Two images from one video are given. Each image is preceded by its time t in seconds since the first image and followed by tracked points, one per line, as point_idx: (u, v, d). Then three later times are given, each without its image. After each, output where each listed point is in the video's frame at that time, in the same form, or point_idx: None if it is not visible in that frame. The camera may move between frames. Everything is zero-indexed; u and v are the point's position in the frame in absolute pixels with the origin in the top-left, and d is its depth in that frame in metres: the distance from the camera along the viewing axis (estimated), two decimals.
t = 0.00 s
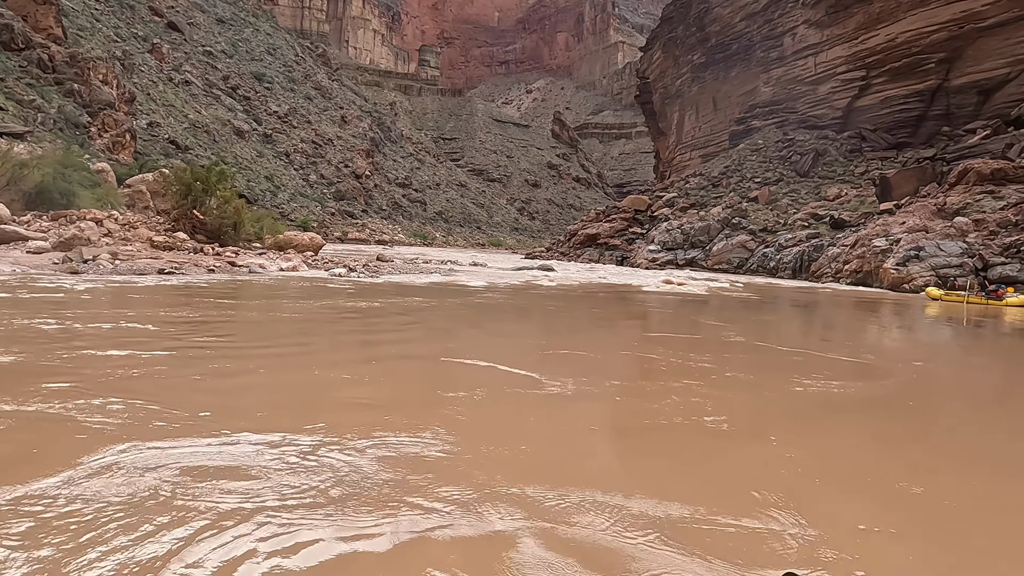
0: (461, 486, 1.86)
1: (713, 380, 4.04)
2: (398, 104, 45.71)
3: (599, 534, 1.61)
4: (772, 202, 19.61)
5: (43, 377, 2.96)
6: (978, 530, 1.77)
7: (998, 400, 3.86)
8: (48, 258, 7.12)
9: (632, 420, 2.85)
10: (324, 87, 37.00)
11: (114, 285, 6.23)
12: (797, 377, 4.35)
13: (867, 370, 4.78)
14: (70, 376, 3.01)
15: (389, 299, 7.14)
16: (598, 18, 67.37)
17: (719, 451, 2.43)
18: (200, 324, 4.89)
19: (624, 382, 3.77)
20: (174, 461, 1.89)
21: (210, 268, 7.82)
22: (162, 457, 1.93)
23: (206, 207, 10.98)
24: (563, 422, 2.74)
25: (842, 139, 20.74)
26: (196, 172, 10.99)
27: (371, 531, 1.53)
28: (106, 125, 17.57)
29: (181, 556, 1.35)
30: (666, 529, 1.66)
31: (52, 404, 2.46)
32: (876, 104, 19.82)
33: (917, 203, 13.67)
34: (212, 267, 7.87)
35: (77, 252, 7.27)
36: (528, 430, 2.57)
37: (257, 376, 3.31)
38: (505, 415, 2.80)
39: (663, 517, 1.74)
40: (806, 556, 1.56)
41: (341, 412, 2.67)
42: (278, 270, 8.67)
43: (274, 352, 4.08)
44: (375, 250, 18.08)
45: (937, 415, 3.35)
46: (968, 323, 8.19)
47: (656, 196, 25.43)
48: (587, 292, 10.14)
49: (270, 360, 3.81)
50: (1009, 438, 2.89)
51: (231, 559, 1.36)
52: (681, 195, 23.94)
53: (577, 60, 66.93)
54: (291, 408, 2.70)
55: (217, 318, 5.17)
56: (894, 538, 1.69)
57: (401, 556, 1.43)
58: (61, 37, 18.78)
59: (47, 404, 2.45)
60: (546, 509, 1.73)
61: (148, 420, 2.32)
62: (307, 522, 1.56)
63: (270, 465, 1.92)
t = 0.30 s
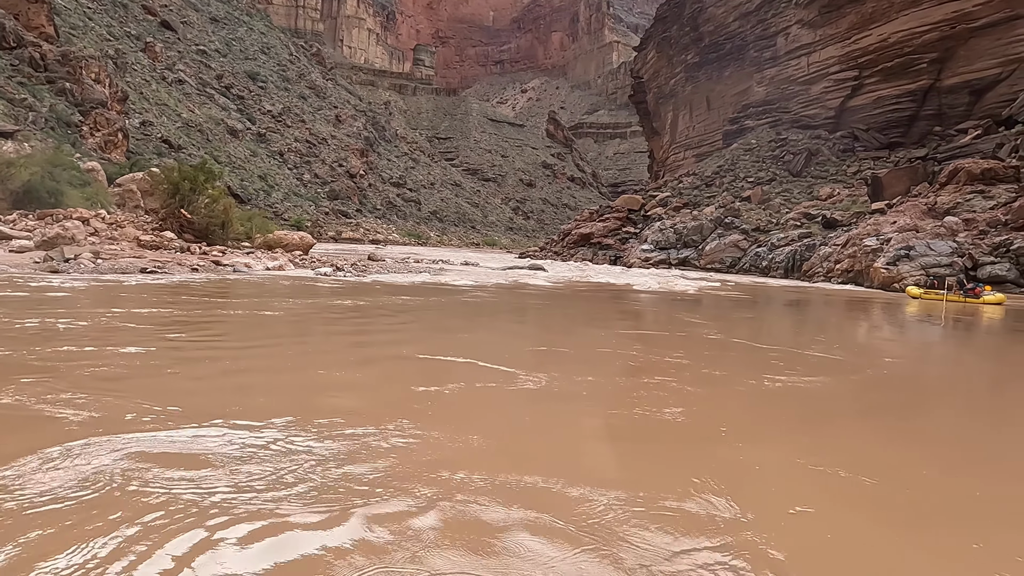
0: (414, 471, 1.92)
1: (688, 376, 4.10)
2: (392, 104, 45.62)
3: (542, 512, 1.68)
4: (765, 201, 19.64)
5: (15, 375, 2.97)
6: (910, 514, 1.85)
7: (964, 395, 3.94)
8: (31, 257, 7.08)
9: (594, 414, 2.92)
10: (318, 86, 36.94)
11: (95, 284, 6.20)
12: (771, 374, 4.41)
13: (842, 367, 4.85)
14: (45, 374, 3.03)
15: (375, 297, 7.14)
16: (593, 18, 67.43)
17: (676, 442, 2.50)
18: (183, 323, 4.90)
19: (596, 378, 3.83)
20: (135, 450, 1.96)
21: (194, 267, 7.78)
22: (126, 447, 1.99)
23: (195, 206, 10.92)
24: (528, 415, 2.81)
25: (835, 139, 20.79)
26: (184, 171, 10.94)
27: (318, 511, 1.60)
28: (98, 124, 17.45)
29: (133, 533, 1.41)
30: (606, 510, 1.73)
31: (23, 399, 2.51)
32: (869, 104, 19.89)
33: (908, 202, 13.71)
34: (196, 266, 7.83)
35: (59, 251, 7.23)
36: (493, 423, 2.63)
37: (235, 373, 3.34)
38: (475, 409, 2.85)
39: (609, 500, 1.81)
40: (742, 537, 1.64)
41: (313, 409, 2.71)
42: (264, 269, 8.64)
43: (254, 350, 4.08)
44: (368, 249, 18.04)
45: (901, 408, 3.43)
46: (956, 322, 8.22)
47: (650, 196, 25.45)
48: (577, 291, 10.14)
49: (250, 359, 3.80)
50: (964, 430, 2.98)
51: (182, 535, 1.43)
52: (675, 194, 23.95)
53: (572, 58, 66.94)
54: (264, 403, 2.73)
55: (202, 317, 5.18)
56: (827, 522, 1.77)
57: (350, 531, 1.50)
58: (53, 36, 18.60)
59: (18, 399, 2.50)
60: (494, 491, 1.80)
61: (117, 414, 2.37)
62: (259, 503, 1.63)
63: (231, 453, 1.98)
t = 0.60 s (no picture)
0: (374, 462, 2.04)
1: (663, 372, 4.19)
2: (388, 103, 45.52)
3: (488, 499, 1.80)
4: (759, 201, 19.67)
5: None
6: (839, 498, 1.97)
7: (929, 391, 4.06)
8: (15, 254, 7.05)
9: (559, 407, 3.04)
10: (314, 85, 36.87)
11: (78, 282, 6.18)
12: (745, 370, 4.51)
13: (819, 364, 4.94)
14: (21, 371, 3.06)
15: (365, 295, 7.18)
16: (590, 18, 67.52)
17: (633, 433, 2.62)
18: (168, 321, 4.94)
19: (571, 374, 3.94)
20: (112, 443, 2.06)
21: (179, 265, 7.75)
22: (102, 440, 2.09)
23: (184, 204, 10.89)
24: (496, 408, 2.93)
25: (829, 139, 20.82)
26: (174, 169, 10.90)
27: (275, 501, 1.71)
28: (93, 122, 17.37)
29: (104, 523, 1.52)
30: (551, 496, 1.84)
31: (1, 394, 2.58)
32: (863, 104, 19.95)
33: (901, 202, 13.74)
34: (182, 264, 7.80)
35: (42, 249, 7.21)
36: (460, 416, 2.74)
37: (215, 370, 3.39)
38: (446, 403, 2.94)
39: (556, 488, 1.93)
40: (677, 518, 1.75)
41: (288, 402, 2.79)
42: (251, 267, 8.62)
43: (237, 348, 4.13)
44: (362, 248, 18.04)
45: (863, 403, 3.55)
46: (948, 322, 8.25)
47: (645, 196, 25.47)
48: (570, 290, 10.16)
49: (232, 356, 3.85)
50: (916, 423, 3.11)
51: (148, 524, 1.54)
52: (670, 194, 23.96)
53: (568, 58, 66.90)
54: (242, 400, 2.77)
55: (188, 315, 5.22)
56: (763, 505, 1.89)
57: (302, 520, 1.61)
58: (47, 34, 18.51)
59: None
60: (446, 480, 1.92)
61: (97, 408, 2.45)
62: (223, 493, 1.74)
63: (199, 444, 2.09)
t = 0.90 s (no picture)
0: (334, 451, 2.10)
1: (642, 369, 4.25)
2: (385, 102, 45.47)
3: (440, 484, 1.88)
4: (754, 201, 19.69)
5: None
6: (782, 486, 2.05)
7: (901, 388, 4.13)
8: None
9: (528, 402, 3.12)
10: (311, 84, 36.83)
11: (60, 281, 6.14)
12: (720, 367, 4.59)
13: (799, 363, 5.00)
14: None
15: (354, 294, 7.18)
16: (587, 17, 67.56)
17: (597, 426, 2.70)
18: (154, 319, 4.94)
19: (550, 371, 4.00)
20: (84, 431, 2.13)
21: (164, 264, 7.71)
22: (71, 427, 2.18)
23: (175, 203, 10.86)
24: (467, 402, 3.00)
25: (824, 140, 20.86)
26: (164, 168, 10.85)
27: (226, 484, 1.79)
28: (87, 121, 17.34)
29: (65, 502, 1.60)
30: (501, 481, 1.91)
31: None
32: (858, 105, 20.01)
33: (895, 203, 13.78)
34: (167, 263, 7.76)
35: (26, 248, 7.16)
36: (432, 409, 2.81)
37: (196, 368, 3.40)
38: (421, 398, 3.00)
39: (509, 474, 2.00)
40: (622, 502, 1.83)
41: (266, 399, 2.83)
42: (239, 266, 8.60)
43: (220, 346, 4.13)
44: (356, 248, 18.02)
45: (831, 399, 3.62)
46: (940, 322, 8.25)
47: (641, 196, 25.47)
48: (563, 290, 10.16)
49: (215, 353, 3.85)
50: (877, 418, 3.19)
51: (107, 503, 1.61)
52: (665, 194, 23.97)
53: (565, 58, 66.91)
54: (219, 396, 2.81)
55: (174, 313, 5.22)
56: (708, 491, 1.96)
57: (253, 501, 1.69)
58: (43, 32, 18.43)
59: None
60: (403, 467, 1.99)
61: (73, 403, 2.49)
62: (184, 476, 1.82)
63: (164, 433, 2.17)
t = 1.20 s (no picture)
0: (297, 439, 2.17)
1: (620, 366, 4.31)
2: (380, 102, 45.42)
3: (394, 468, 1.95)
4: (747, 201, 19.72)
5: None
6: (728, 474, 2.13)
7: (875, 385, 4.20)
8: None
9: (501, 395, 3.19)
10: (305, 84, 36.76)
11: (41, 279, 6.11)
12: (696, 363, 4.66)
13: (779, 360, 5.07)
14: None
15: (343, 293, 7.18)
16: (582, 17, 67.64)
17: (561, 419, 2.78)
18: (139, 317, 4.93)
19: (528, 367, 4.05)
20: (55, 419, 2.19)
21: (148, 262, 7.67)
22: (43, 415, 2.24)
23: (163, 201, 10.82)
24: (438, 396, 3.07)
25: (818, 140, 20.92)
26: (151, 167, 10.82)
27: (186, 465, 1.86)
28: (80, 119, 17.27)
29: (27, 482, 1.66)
30: (454, 465, 2.00)
31: None
32: (851, 105, 20.08)
33: (886, 203, 13.84)
34: (151, 261, 7.71)
35: (7, 245, 7.11)
36: (405, 403, 2.87)
37: (178, 366, 3.40)
38: (397, 393, 3.06)
39: (463, 460, 2.09)
40: (564, 486, 1.92)
41: (245, 392, 2.88)
42: (225, 265, 8.56)
43: (203, 344, 4.12)
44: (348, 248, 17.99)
45: (799, 395, 3.69)
46: (931, 322, 8.26)
47: (634, 196, 25.50)
48: (554, 289, 10.16)
49: (196, 352, 3.85)
50: (840, 413, 3.26)
51: (68, 482, 1.67)
52: (658, 194, 24.01)
53: (561, 57, 66.91)
54: (198, 392, 2.83)
55: (160, 312, 5.21)
56: (653, 477, 2.05)
57: (209, 480, 1.76)
58: (35, 29, 18.30)
59: None
60: (362, 453, 2.06)
61: (51, 396, 2.53)
62: (146, 459, 1.88)
63: (133, 421, 2.23)
